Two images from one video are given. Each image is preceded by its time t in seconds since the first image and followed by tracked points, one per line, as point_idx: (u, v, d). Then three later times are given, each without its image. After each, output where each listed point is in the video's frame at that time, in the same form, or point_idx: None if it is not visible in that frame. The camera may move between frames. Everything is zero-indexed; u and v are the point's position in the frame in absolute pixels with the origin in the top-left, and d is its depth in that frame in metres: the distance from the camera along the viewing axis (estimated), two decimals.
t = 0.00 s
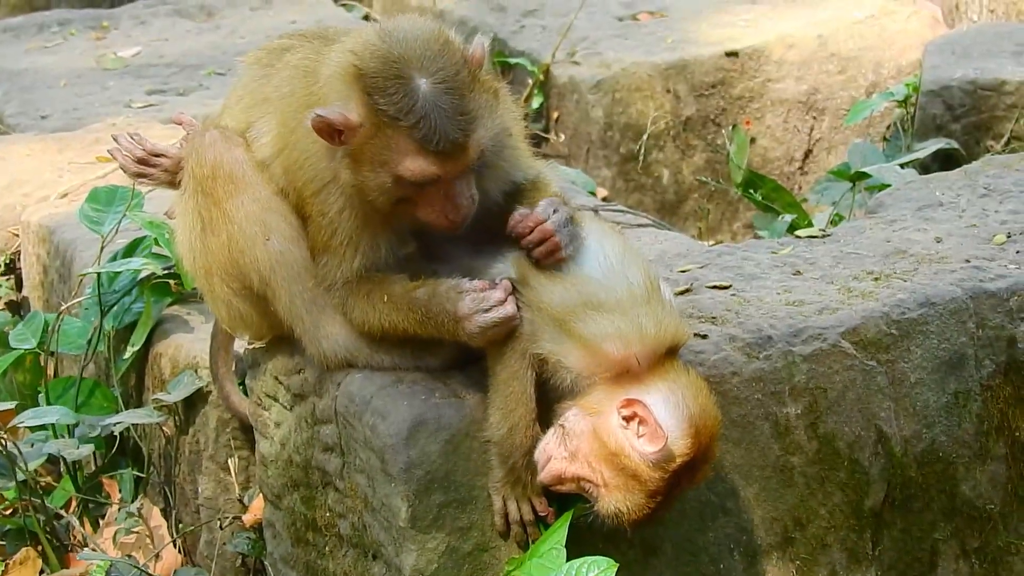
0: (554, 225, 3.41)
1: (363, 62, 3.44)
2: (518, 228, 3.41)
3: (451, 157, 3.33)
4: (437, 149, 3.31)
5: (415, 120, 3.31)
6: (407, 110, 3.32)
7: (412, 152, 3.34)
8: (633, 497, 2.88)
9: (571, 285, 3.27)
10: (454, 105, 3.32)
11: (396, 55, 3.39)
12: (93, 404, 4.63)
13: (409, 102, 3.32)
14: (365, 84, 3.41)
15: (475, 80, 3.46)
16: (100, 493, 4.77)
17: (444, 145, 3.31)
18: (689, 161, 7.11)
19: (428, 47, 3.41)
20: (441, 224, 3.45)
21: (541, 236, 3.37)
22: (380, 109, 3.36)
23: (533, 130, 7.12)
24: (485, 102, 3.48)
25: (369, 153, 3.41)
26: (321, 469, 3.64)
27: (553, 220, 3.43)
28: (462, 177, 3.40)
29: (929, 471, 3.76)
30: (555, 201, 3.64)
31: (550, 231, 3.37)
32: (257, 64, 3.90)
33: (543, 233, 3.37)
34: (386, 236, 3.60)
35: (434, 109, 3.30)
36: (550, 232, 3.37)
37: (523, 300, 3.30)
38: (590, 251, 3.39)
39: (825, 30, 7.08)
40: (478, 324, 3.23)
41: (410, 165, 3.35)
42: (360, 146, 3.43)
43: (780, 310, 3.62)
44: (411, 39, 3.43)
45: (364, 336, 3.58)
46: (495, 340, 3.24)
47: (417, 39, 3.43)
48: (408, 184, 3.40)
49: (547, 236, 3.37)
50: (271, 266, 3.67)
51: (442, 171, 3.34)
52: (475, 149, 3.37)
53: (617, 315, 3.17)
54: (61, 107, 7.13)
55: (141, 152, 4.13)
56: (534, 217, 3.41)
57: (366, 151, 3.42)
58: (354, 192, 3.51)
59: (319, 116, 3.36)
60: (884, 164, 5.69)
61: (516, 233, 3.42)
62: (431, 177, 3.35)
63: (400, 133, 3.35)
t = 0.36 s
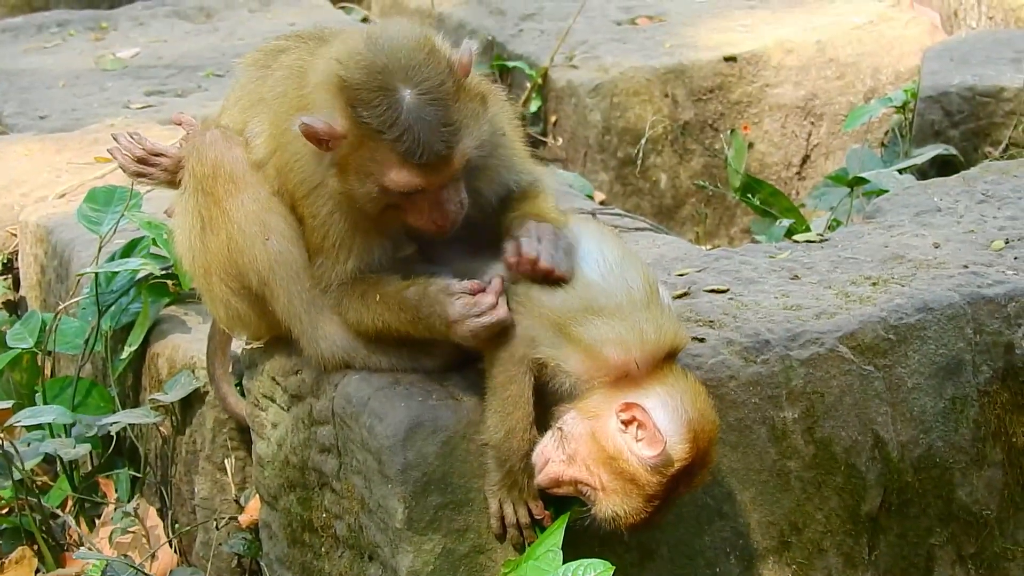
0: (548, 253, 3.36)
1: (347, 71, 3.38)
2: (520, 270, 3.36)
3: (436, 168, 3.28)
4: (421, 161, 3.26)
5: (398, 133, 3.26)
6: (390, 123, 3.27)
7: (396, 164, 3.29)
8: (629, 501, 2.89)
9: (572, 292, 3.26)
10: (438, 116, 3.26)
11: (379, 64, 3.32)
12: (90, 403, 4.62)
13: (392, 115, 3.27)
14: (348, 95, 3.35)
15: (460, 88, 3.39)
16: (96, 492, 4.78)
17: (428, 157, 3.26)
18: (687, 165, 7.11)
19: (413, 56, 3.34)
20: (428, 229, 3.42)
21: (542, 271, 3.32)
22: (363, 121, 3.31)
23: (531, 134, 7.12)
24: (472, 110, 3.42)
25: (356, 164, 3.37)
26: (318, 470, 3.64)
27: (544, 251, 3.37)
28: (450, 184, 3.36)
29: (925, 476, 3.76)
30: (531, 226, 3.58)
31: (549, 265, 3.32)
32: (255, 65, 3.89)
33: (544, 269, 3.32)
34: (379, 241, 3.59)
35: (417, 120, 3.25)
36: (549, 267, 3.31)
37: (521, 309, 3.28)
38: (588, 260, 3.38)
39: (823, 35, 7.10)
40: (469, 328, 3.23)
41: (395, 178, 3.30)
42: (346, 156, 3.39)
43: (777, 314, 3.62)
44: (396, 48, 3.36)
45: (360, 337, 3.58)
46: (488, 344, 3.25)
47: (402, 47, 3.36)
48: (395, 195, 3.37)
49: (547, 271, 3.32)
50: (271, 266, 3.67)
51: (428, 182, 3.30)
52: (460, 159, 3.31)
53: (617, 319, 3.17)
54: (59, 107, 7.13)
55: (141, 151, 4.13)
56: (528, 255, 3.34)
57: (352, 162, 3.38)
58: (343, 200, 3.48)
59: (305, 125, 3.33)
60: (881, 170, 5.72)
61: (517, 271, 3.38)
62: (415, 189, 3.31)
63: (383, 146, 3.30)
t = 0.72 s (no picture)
0: (564, 258, 3.36)
1: (328, 91, 3.37)
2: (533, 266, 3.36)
3: (423, 184, 3.28)
4: (408, 178, 3.26)
5: (384, 151, 3.26)
6: (375, 141, 3.27)
7: (384, 182, 3.30)
8: (632, 505, 2.89)
9: (580, 294, 3.26)
10: (422, 132, 3.26)
11: (361, 84, 3.31)
12: (88, 408, 4.66)
13: (376, 134, 3.26)
14: (331, 116, 3.35)
15: (442, 103, 3.39)
16: (94, 498, 4.76)
17: (415, 173, 3.26)
18: (685, 170, 7.12)
19: (394, 72, 3.34)
20: (421, 241, 3.45)
21: (555, 273, 3.33)
22: (347, 142, 3.31)
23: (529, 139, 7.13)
24: (455, 122, 3.43)
25: (345, 182, 3.37)
26: (315, 474, 3.64)
27: (562, 253, 3.38)
28: (439, 197, 3.37)
29: (923, 480, 3.76)
30: (549, 226, 3.59)
31: (564, 267, 3.32)
32: (245, 72, 3.88)
33: (557, 270, 3.33)
34: (370, 251, 3.59)
35: (401, 138, 3.24)
36: (564, 269, 3.32)
37: (521, 307, 3.30)
38: (596, 264, 3.37)
39: (821, 41, 7.11)
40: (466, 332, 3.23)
41: (384, 195, 3.30)
42: (333, 176, 3.39)
43: (775, 318, 3.62)
44: (378, 66, 3.36)
45: (355, 344, 3.59)
46: (484, 347, 3.24)
47: (382, 64, 3.36)
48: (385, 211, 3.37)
49: (560, 273, 3.32)
50: (268, 271, 3.68)
51: (416, 198, 3.30)
52: (447, 173, 3.32)
53: (619, 322, 3.16)
54: (57, 113, 7.14)
55: (139, 155, 4.13)
56: (544, 254, 3.34)
57: (339, 182, 3.38)
58: (332, 216, 3.49)
59: (290, 148, 3.32)
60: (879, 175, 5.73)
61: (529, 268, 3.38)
62: (404, 204, 3.32)
63: (369, 165, 3.30)
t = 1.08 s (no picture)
0: (564, 257, 3.35)
1: (330, 91, 3.37)
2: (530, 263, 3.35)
3: (425, 182, 3.28)
4: (411, 176, 3.26)
5: (386, 150, 3.26)
6: (378, 140, 3.26)
7: (387, 182, 3.30)
8: (633, 505, 2.89)
9: (578, 293, 3.25)
10: (424, 130, 3.26)
11: (363, 83, 3.32)
12: (87, 410, 4.65)
13: (379, 133, 3.26)
14: (332, 116, 3.34)
15: (443, 102, 3.39)
16: (93, 499, 4.76)
17: (418, 171, 3.26)
18: (683, 170, 7.12)
19: (395, 72, 3.34)
20: (423, 241, 3.44)
21: (553, 271, 3.31)
22: (349, 142, 3.31)
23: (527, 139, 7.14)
24: (455, 121, 3.43)
25: (348, 183, 3.37)
26: (314, 475, 3.63)
27: (561, 251, 3.37)
28: (441, 197, 3.37)
29: (923, 479, 3.76)
30: (549, 225, 3.58)
31: (562, 266, 3.31)
32: (241, 74, 3.87)
33: (556, 268, 3.31)
34: (370, 252, 3.59)
35: (404, 137, 3.25)
36: (563, 267, 3.31)
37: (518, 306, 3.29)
38: (595, 264, 3.37)
39: (820, 40, 7.11)
40: (474, 348, 3.21)
41: (387, 194, 3.31)
42: (336, 177, 3.39)
43: (773, 318, 3.62)
44: (379, 65, 3.36)
45: (356, 345, 3.58)
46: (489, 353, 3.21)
47: (383, 64, 3.36)
48: (387, 210, 3.37)
49: (559, 271, 3.31)
50: (267, 272, 3.68)
51: (419, 196, 3.30)
52: (449, 171, 3.32)
53: (618, 322, 3.16)
54: (55, 115, 7.13)
55: (136, 157, 4.13)
56: (543, 251, 3.34)
57: (341, 182, 3.38)
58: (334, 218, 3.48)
59: (292, 150, 3.31)
60: (879, 173, 5.72)
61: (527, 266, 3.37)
62: (407, 203, 3.32)
63: (372, 164, 3.30)
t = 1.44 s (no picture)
0: (562, 258, 3.35)
1: (325, 93, 3.36)
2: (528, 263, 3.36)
3: (421, 184, 3.28)
4: (407, 178, 3.26)
5: (381, 152, 3.25)
6: (372, 142, 3.26)
7: (383, 184, 3.30)
8: (634, 505, 2.88)
9: (577, 292, 3.25)
10: (420, 132, 3.26)
11: (358, 86, 3.31)
12: (87, 412, 4.65)
13: (373, 134, 3.26)
14: (327, 119, 3.34)
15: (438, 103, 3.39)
16: (94, 501, 4.78)
17: (414, 173, 3.25)
18: (683, 170, 7.12)
19: (389, 74, 3.33)
20: (421, 244, 3.44)
21: (551, 271, 3.32)
22: (345, 144, 3.31)
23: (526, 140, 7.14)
24: (450, 123, 3.43)
25: (343, 185, 3.37)
26: (314, 475, 3.63)
27: (559, 251, 3.38)
28: (439, 198, 3.37)
29: (923, 477, 3.76)
30: (548, 225, 3.57)
31: (560, 265, 3.32)
32: (238, 74, 3.86)
33: (553, 268, 3.32)
34: (369, 254, 3.60)
35: (399, 139, 3.24)
36: (560, 267, 3.31)
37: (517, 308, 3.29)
38: (595, 265, 3.37)
39: (819, 39, 7.11)
40: (474, 352, 3.23)
41: (383, 196, 3.31)
42: (332, 180, 3.38)
43: (773, 316, 3.62)
44: (373, 67, 3.35)
45: (355, 346, 3.59)
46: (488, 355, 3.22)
47: (378, 66, 3.36)
48: (383, 212, 3.37)
49: (556, 271, 3.32)
50: (264, 273, 3.68)
51: (415, 198, 3.30)
52: (445, 173, 3.32)
53: (617, 322, 3.15)
54: (54, 118, 7.14)
55: (134, 159, 4.13)
56: (542, 252, 3.34)
57: (337, 184, 3.38)
58: (330, 220, 3.48)
59: (287, 153, 3.30)
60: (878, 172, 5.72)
61: (525, 267, 3.38)
62: (404, 205, 3.32)
63: (367, 165, 3.30)
